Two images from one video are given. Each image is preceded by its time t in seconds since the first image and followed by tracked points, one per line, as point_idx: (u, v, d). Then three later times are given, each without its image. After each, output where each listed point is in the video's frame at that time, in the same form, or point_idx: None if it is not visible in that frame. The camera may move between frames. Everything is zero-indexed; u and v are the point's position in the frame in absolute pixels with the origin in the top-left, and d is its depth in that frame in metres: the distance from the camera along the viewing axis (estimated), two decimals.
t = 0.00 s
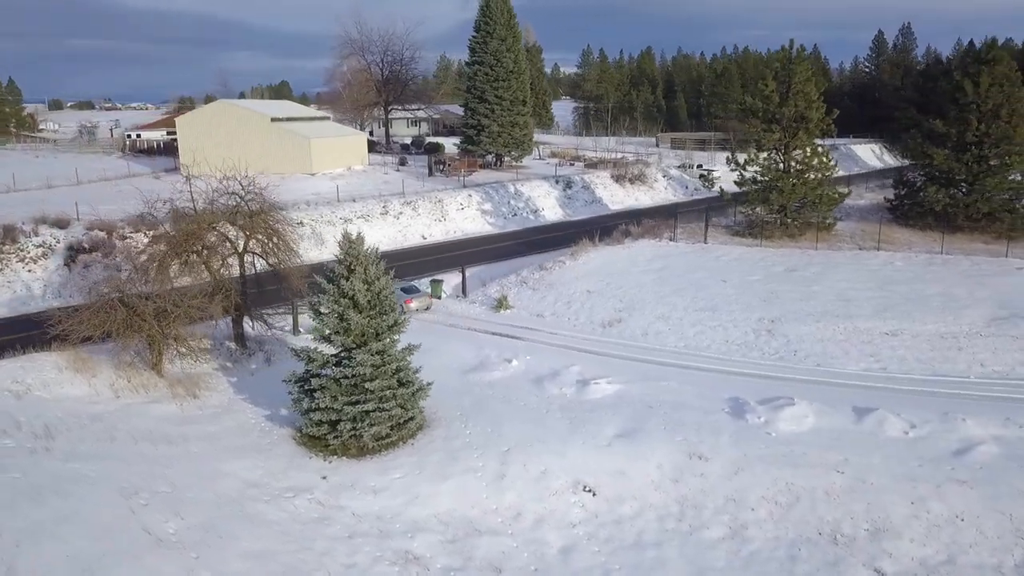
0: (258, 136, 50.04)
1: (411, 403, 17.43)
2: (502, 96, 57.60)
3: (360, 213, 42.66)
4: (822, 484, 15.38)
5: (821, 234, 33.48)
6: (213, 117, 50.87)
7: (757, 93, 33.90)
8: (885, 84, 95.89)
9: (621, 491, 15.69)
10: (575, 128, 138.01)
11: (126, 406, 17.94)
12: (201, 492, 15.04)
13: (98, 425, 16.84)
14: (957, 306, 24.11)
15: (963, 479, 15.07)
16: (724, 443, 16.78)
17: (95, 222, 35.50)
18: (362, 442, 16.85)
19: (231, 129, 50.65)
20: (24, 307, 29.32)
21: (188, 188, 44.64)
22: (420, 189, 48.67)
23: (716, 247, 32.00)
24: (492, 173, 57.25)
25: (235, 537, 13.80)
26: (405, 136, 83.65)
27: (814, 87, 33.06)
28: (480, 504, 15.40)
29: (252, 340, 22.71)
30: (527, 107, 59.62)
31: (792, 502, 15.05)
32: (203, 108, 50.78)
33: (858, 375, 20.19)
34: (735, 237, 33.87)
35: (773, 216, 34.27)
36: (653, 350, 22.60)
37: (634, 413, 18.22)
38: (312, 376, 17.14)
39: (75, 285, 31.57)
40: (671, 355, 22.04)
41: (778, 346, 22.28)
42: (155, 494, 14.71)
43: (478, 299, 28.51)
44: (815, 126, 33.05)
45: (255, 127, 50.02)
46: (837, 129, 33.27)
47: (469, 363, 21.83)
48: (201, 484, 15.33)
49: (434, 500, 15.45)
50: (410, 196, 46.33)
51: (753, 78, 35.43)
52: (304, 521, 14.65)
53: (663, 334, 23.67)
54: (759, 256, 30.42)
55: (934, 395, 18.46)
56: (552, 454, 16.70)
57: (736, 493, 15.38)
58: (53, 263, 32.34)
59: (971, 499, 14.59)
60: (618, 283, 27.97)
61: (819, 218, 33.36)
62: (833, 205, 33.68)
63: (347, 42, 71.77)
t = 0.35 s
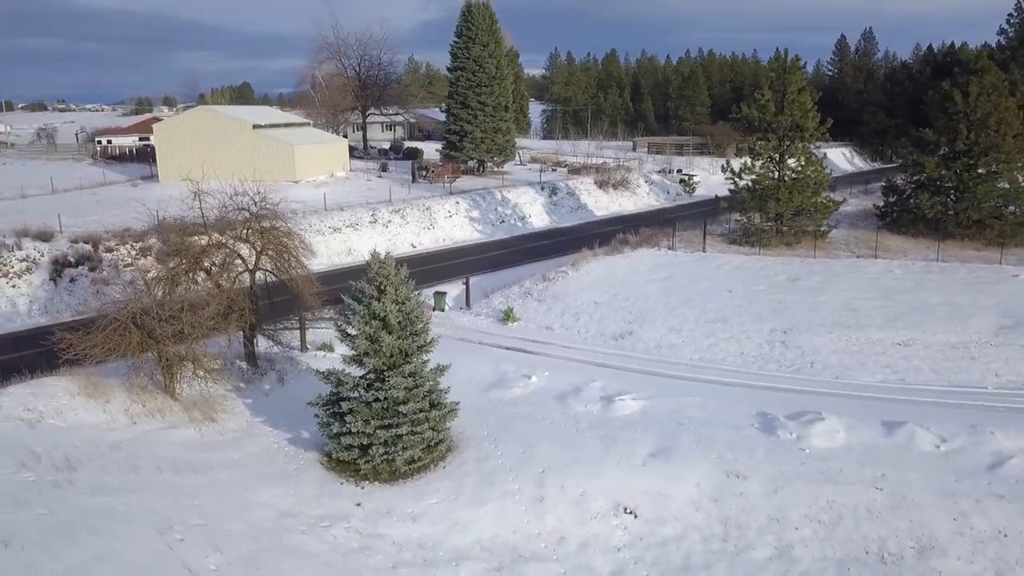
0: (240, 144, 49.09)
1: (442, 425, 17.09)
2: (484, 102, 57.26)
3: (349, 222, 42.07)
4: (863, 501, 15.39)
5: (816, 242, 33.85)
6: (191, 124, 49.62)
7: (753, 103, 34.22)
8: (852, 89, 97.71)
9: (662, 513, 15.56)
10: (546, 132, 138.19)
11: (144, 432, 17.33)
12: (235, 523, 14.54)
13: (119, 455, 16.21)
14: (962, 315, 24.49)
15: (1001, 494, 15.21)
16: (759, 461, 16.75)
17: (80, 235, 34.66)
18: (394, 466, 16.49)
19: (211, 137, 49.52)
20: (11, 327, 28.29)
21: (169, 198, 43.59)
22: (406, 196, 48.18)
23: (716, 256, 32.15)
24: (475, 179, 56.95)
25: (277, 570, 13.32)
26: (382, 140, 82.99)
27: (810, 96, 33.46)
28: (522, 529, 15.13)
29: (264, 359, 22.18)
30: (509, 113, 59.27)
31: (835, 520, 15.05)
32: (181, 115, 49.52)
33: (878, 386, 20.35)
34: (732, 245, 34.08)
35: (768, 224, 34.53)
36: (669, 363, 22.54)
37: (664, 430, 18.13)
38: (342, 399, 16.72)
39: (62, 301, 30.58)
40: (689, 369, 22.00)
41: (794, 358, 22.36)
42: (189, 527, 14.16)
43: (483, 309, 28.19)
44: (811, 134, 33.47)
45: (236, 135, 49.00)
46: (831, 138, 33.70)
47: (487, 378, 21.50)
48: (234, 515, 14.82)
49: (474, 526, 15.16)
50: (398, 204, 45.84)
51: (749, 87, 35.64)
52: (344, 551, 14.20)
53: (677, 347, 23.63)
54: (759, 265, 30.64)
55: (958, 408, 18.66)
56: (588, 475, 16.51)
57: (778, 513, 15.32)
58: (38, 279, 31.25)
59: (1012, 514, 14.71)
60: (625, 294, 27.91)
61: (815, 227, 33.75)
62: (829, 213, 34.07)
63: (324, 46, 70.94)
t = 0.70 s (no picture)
0: (215, 152, 47.92)
1: (468, 448, 16.68)
2: (462, 107, 56.86)
3: (333, 231, 41.32)
4: (897, 518, 15.39)
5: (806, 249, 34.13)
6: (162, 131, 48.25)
7: (745, 112, 34.55)
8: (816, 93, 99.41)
9: (699, 535, 15.37)
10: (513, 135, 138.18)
11: (156, 462, 16.61)
12: (266, 558, 13.95)
13: (135, 487, 15.49)
14: (961, 323, 24.83)
15: None
16: (789, 478, 16.67)
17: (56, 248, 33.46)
18: (421, 491, 16.06)
19: (184, 144, 48.24)
20: None
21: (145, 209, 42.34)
22: (388, 204, 47.53)
23: (710, 264, 32.24)
24: (454, 185, 56.48)
25: None
26: (353, 145, 82.01)
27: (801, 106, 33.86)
28: (560, 555, 14.79)
29: (268, 380, 21.52)
30: (487, 118, 58.97)
31: (872, 538, 15.01)
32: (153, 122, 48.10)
33: (892, 397, 20.48)
34: (724, 253, 34.22)
35: (759, 232, 34.73)
36: (681, 376, 22.40)
37: (689, 448, 17.99)
38: (365, 424, 16.24)
39: (42, 319, 29.41)
40: (702, 382, 21.89)
41: (804, 369, 22.42)
42: (220, 564, 13.47)
43: (484, 320, 27.78)
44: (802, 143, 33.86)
45: (211, 142, 47.81)
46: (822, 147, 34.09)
47: (501, 395, 21.12)
48: (264, 548, 14.20)
49: (511, 553, 14.79)
50: (380, 212, 45.19)
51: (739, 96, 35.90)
52: None
53: (686, 359, 23.53)
54: (755, 274, 30.78)
55: (974, 419, 18.84)
56: (620, 497, 16.25)
57: (815, 532, 15.23)
58: (16, 296, 30.00)
59: None
60: (626, 304, 27.76)
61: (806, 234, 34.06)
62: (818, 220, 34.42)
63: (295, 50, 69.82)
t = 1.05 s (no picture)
0: (180, 159, 46.45)
1: (487, 473, 16.21)
2: (431, 113, 56.14)
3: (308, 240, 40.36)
4: (922, 533, 15.40)
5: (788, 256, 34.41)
6: (123, 139, 46.49)
7: (727, 121, 34.79)
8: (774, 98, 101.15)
9: (727, 556, 15.16)
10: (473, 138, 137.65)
11: (160, 496, 15.84)
12: None
13: (141, 525, 14.70)
14: (950, 330, 25.20)
15: None
16: (810, 494, 16.59)
17: (20, 264, 31.94)
18: (442, 519, 15.56)
19: (147, 152, 46.60)
20: None
21: (110, 220, 40.81)
22: (360, 212, 46.68)
23: (697, 273, 32.26)
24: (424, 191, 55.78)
25: None
26: (315, 150, 80.60)
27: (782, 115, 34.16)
28: None
29: (265, 404, 20.70)
30: (457, 124, 58.34)
31: (900, 555, 14.98)
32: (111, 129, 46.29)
33: (895, 408, 20.62)
34: (708, 261, 34.34)
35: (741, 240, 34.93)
36: (685, 389, 22.23)
37: (705, 465, 17.81)
38: (382, 452, 15.71)
39: (9, 339, 27.96)
40: (706, 396, 21.75)
41: (805, 380, 22.46)
42: None
43: (477, 333, 27.28)
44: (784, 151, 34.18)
45: (174, 149, 46.28)
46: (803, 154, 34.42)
47: (506, 414, 20.69)
48: None
49: None
50: (354, 220, 44.32)
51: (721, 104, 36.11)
52: None
53: (687, 371, 23.41)
54: (742, 282, 30.90)
55: (979, 429, 19.05)
56: (644, 520, 15.96)
57: (843, 550, 15.15)
58: None
59: None
60: (619, 315, 27.55)
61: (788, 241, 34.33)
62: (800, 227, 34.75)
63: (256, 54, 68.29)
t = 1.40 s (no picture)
0: (136, 167, 44.66)
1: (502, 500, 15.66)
2: (394, 118, 55.25)
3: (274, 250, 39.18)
4: (940, 547, 15.43)
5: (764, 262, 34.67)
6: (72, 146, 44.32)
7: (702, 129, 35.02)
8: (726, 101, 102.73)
9: None
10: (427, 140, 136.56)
11: (158, 535, 15.04)
12: None
13: (143, 569, 13.86)
14: (932, 337, 25.62)
15: None
16: (825, 510, 16.52)
17: None
18: (458, 550, 14.95)
19: (100, 160, 44.64)
20: None
21: (63, 231, 38.93)
22: (326, 220, 45.59)
23: (677, 281, 32.23)
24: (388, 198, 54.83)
25: None
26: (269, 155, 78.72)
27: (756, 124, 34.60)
28: None
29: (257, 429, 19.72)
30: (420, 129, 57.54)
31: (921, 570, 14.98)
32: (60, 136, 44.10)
33: (892, 417, 20.79)
34: (686, 268, 34.38)
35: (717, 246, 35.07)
36: (684, 402, 22.05)
37: (717, 483, 17.61)
38: (394, 480, 15.06)
39: None
40: (706, 409, 21.61)
41: (800, 390, 22.52)
42: None
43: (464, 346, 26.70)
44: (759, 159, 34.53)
45: (130, 156, 44.46)
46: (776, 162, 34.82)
47: (508, 433, 20.19)
48: None
49: None
50: (320, 229, 43.25)
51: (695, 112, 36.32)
52: None
53: (683, 383, 23.26)
54: (723, 290, 30.96)
55: (977, 437, 19.30)
56: (664, 542, 15.66)
57: (865, 567, 15.08)
58: None
59: None
60: (607, 326, 27.30)
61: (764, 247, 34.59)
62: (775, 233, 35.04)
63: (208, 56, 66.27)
